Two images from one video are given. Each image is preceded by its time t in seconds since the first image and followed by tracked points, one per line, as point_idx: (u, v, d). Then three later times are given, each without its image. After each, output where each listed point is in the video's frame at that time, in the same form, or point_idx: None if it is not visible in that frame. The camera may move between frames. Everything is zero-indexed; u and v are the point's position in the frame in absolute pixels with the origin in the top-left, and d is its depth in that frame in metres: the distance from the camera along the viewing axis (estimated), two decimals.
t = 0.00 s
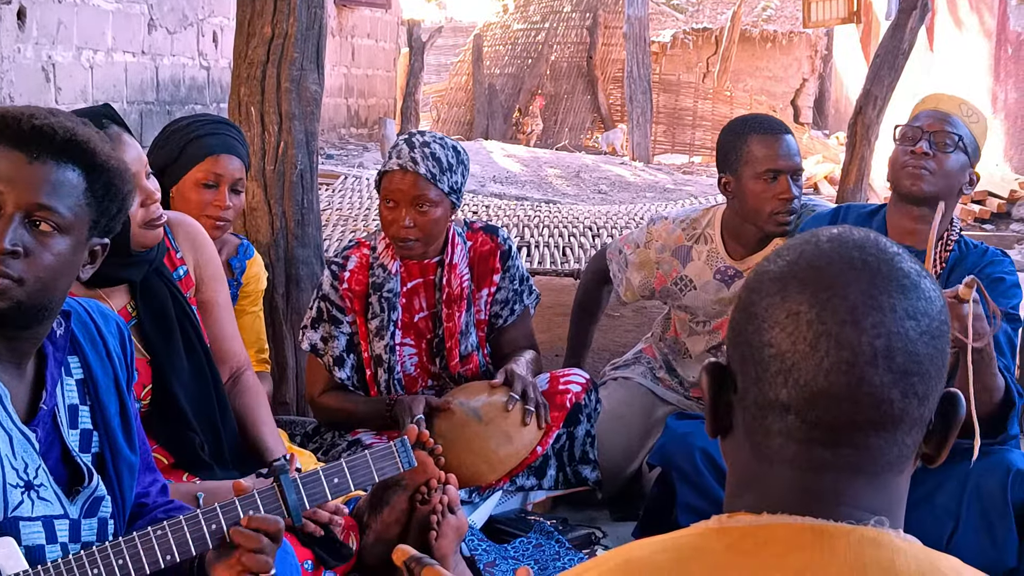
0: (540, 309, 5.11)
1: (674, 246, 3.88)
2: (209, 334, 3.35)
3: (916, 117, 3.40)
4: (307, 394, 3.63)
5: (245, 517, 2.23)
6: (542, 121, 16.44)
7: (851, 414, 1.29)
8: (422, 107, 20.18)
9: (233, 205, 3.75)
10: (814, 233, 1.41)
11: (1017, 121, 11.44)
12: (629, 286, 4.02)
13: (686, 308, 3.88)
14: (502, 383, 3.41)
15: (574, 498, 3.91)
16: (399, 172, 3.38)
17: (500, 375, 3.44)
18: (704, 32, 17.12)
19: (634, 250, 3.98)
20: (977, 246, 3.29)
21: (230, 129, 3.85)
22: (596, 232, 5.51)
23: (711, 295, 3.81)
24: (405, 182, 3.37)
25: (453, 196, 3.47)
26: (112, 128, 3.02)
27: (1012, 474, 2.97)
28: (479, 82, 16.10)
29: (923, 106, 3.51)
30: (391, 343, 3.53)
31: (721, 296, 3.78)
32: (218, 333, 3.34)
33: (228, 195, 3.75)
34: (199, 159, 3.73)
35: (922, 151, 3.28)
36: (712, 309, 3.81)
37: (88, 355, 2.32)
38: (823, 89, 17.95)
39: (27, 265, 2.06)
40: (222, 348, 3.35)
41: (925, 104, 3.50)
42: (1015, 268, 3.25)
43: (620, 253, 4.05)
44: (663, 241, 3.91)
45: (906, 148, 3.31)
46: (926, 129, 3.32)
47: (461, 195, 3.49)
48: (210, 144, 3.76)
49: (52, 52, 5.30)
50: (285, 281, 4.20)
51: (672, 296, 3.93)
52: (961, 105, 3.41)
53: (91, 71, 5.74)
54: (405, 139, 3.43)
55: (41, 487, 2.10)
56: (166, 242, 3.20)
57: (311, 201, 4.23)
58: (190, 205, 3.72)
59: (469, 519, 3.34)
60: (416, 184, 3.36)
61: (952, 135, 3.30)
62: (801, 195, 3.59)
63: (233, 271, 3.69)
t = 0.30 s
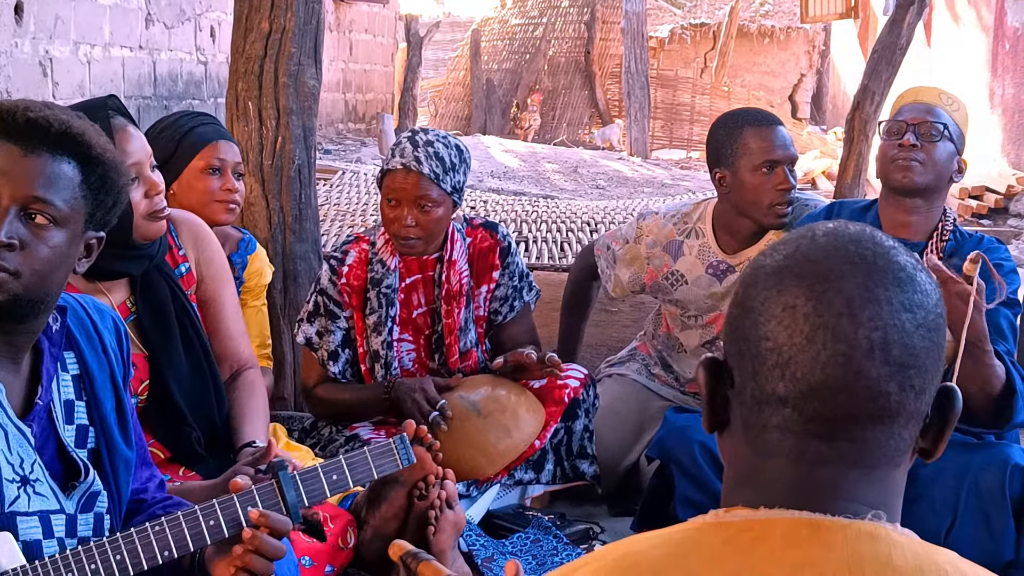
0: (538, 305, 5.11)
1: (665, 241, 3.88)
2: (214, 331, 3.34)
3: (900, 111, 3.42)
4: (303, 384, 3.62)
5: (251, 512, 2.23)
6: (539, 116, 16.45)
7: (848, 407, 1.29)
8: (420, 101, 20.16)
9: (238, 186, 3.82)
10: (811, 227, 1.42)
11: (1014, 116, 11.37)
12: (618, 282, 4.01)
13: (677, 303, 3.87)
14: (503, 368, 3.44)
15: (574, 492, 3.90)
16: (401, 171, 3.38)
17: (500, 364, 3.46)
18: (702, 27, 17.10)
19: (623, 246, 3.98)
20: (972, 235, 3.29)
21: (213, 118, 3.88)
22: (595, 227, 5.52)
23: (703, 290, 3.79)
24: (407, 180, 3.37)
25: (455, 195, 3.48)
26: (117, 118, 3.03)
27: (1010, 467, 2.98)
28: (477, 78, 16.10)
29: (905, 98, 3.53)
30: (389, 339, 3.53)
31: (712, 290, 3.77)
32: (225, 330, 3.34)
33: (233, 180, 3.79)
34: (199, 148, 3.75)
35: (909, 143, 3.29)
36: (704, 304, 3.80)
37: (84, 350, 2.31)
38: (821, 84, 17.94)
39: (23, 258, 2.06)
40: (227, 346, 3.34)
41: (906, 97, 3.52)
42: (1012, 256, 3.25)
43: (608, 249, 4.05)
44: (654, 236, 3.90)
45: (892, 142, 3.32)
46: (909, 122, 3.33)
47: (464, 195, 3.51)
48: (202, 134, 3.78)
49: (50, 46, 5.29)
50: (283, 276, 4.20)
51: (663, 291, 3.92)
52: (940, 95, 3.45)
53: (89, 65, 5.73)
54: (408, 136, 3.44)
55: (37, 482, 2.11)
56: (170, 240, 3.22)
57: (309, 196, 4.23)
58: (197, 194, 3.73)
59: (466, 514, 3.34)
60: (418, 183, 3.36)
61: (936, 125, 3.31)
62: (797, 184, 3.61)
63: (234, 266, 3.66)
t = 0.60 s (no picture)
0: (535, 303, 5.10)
1: (656, 238, 3.88)
2: (214, 330, 3.31)
3: (885, 110, 3.42)
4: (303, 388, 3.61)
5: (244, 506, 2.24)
6: (537, 115, 16.44)
7: (847, 404, 1.29)
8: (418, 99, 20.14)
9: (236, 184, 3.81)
10: (809, 225, 1.42)
11: (1013, 115, 11.40)
12: (609, 281, 4.03)
13: (669, 301, 3.88)
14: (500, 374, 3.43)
15: (570, 491, 3.90)
16: (400, 170, 3.38)
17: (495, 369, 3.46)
18: (700, 26, 17.10)
19: (614, 244, 3.98)
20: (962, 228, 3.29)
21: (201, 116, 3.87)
22: (592, 225, 5.51)
23: (694, 287, 3.80)
24: (405, 180, 3.37)
25: (453, 194, 3.47)
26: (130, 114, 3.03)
27: (1008, 465, 2.99)
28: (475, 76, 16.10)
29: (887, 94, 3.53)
30: (388, 338, 3.53)
31: (704, 287, 3.77)
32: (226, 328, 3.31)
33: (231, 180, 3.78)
34: (193, 151, 3.74)
35: (898, 145, 3.29)
36: (695, 302, 3.81)
37: (83, 348, 2.31)
38: (819, 82, 17.95)
39: (25, 256, 2.05)
40: (228, 344, 3.32)
41: (889, 93, 3.51)
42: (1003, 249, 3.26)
43: (599, 249, 4.06)
44: (646, 233, 3.91)
45: (879, 142, 3.33)
46: (896, 123, 3.34)
47: (462, 192, 3.50)
48: (194, 134, 3.77)
49: (48, 44, 5.29)
50: (280, 274, 4.20)
51: (653, 288, 3.93)
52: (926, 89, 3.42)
53: (87, 63, 5.72)
54: (406, 135, 3.44)
55: (35, 480, 2.11)
56: (170, 240, 3.22)
57: (307, 194, 4.23)
58: (196, 197, 3.73)
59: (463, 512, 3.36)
60: (417, 182, 3.36)
61: (922, 124, 3.32)
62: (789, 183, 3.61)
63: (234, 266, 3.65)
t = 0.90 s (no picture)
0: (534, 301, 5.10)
1: (652, 232, 3.89)
2: (213, 331, 3.30)
3: (871, 107, 3.40)
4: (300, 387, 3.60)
5: (232, 495, 2.19)
6: (535, 113, 16.43)
7: (846, 402, 1.29)
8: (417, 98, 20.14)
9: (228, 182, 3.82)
10: (807, 225, 1.42)
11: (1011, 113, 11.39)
12: (607, 277, 4.03)
13: (664, 297, 3.89)
14: (505, 370, 3.44)
15: (569, 489, 3.89)
16: (399, 170, 3.37)
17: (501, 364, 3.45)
18: (698, 24, 17.10)
19: (611, 240, 3.99)
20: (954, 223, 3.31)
21: (192, 114, 3.85)
22: (590, 223, 5.51)
23: (689, 283, 3.80)
24: (404, 179, 3.36)
25: (451, 194, 3.47)
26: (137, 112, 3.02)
27: (1006, 463, 2.98)
28: (473, 75, 16.09)
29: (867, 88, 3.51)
30: (384, 336, 3.54)
31: (698, 283, 3.79)
32: (229, 328, 3.30)
33: (222, 177, 3.79)
34: (183, 149, 3.74)
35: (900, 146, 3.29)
36: (689, 299, 3.81)
37: (80, 346, 2.31)
38: (818, 80, 17.93)
39: (24, 254, 2.05)
40: (229, 343, 3.30)
41: (869, 87, 3.49)
42: (995, 241, 3.25)
43: (596, 246, 4.07)
44: (641, 228, 3.92)
45: (875, 142, 3.31)
46: (890, 120, 3.33)
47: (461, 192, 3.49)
48: (184, 133, 3.75)
49: (46, 44, 5.28)
50: (278, 273, 4.20)
51: (649, 283, 3.93)
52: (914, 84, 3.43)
53: (85, 63, 5.72)
54: (404, 134, 3.43)
55: (33, 478, 2.11)
56: (170, 240, 3.22)
57: (305, 193, 4.23)
58: (189, 195, 3.75)
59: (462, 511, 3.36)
60: (416, 182, 3.36)
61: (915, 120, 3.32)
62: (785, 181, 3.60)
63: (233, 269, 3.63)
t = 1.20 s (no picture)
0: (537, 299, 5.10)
1: (653, 232, 3.89)
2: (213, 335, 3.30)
3: (883, 107, 3.40)
4: (302, 385, 3.60)
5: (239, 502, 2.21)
6: (537, 111, 16.44)
7: (845, 398, 1.29)
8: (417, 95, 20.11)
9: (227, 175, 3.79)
10: (805, 223, 1.42)
11: (1013, 109, 11.42)
12: (608, 276, 4.02)
13: (667, 295, 3.89)
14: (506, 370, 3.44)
15: (570, 487, 3.90)
16: (409, 162, 3.37)
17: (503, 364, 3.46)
18: (699, 21, 17.09)
19: (612, 240, 3.98)
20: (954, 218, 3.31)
21: (189, 110, 3.86)
22: (592, 221, 5.51)
23: (691, 281, 3.81)
24: (416, 172, 3.36)
25: (458, 187, 3.48)
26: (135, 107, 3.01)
27: (1009, 459, 2.98)
28: (474, 72, 16.08)
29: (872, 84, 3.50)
30: (386, 336, 3.53)
31: (700, 283, 3.79)
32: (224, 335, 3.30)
33: (221, 169, 3.76)
34: (181, 142, 3.74)
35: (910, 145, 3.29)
36: (693, 296, 3.82)
37: (81, 345, 2.31)
38: (819, 77, 17.93)
39: (28, 252, 2.06)
40: (223, 352, 3.29)
41: (876, 83, 3.47)
42: (995, 236, 3.25)
43: (598, 245, 4.06)
44: (643, 227, 3.91)
45: (895, 144, 3.31)
46: (900, 120, 3.34)
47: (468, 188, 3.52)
48: (182, 126, 3.76)
49: (47, 42, 5.28)
50: (280, 271, 4.20)
51: (652, 282, 3.93)
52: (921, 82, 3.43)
53: (86, 62, 5.72)
54: (413, 128, 3.43)
55: (35, 477, 2.11)
56: (177, 239, 3.23)
57: (306, 192, 4.23)
58: (188, 187, 3.72)
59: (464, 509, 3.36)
60: (425, 174, 3.37)
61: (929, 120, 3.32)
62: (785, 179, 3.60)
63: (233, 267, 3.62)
